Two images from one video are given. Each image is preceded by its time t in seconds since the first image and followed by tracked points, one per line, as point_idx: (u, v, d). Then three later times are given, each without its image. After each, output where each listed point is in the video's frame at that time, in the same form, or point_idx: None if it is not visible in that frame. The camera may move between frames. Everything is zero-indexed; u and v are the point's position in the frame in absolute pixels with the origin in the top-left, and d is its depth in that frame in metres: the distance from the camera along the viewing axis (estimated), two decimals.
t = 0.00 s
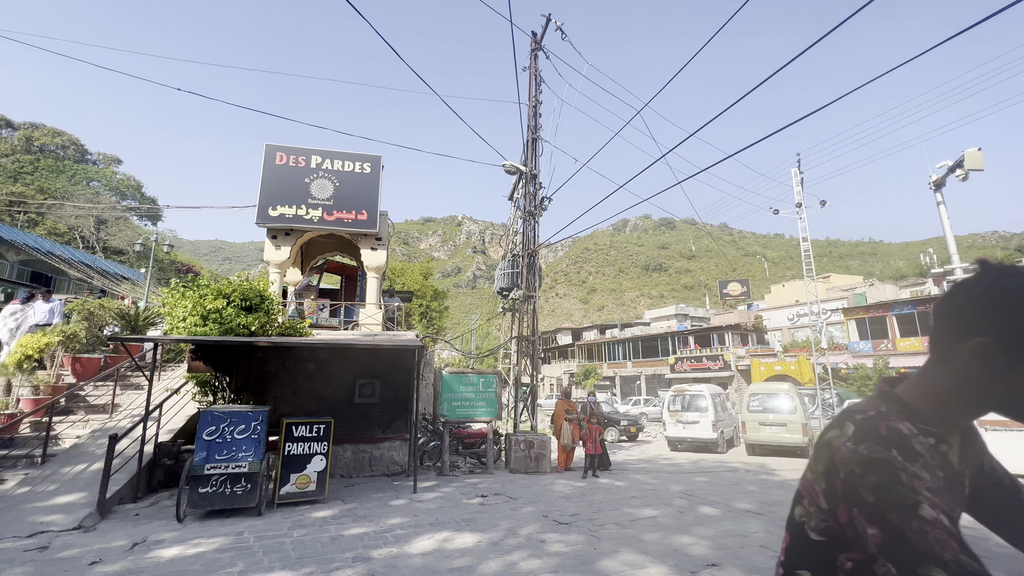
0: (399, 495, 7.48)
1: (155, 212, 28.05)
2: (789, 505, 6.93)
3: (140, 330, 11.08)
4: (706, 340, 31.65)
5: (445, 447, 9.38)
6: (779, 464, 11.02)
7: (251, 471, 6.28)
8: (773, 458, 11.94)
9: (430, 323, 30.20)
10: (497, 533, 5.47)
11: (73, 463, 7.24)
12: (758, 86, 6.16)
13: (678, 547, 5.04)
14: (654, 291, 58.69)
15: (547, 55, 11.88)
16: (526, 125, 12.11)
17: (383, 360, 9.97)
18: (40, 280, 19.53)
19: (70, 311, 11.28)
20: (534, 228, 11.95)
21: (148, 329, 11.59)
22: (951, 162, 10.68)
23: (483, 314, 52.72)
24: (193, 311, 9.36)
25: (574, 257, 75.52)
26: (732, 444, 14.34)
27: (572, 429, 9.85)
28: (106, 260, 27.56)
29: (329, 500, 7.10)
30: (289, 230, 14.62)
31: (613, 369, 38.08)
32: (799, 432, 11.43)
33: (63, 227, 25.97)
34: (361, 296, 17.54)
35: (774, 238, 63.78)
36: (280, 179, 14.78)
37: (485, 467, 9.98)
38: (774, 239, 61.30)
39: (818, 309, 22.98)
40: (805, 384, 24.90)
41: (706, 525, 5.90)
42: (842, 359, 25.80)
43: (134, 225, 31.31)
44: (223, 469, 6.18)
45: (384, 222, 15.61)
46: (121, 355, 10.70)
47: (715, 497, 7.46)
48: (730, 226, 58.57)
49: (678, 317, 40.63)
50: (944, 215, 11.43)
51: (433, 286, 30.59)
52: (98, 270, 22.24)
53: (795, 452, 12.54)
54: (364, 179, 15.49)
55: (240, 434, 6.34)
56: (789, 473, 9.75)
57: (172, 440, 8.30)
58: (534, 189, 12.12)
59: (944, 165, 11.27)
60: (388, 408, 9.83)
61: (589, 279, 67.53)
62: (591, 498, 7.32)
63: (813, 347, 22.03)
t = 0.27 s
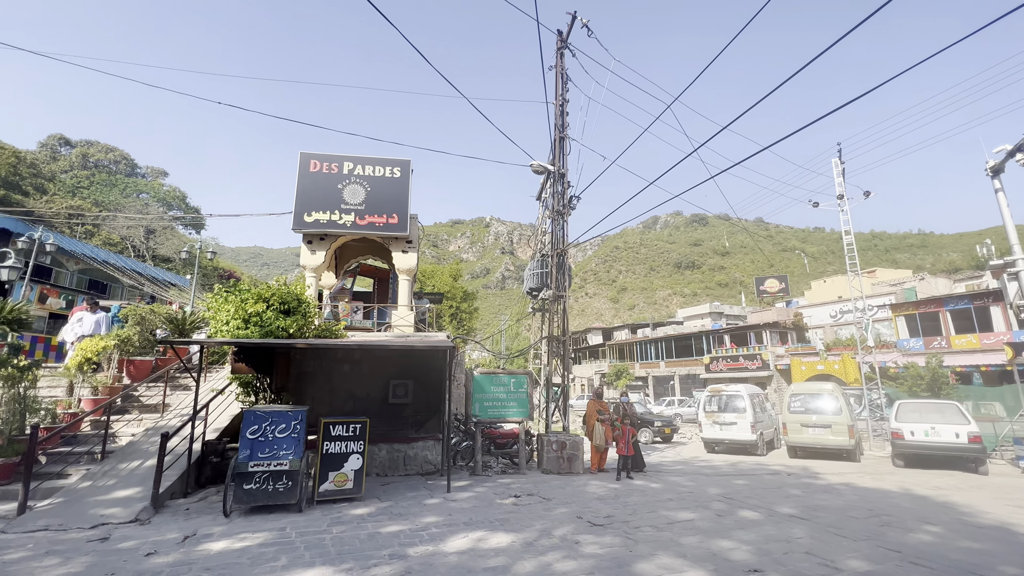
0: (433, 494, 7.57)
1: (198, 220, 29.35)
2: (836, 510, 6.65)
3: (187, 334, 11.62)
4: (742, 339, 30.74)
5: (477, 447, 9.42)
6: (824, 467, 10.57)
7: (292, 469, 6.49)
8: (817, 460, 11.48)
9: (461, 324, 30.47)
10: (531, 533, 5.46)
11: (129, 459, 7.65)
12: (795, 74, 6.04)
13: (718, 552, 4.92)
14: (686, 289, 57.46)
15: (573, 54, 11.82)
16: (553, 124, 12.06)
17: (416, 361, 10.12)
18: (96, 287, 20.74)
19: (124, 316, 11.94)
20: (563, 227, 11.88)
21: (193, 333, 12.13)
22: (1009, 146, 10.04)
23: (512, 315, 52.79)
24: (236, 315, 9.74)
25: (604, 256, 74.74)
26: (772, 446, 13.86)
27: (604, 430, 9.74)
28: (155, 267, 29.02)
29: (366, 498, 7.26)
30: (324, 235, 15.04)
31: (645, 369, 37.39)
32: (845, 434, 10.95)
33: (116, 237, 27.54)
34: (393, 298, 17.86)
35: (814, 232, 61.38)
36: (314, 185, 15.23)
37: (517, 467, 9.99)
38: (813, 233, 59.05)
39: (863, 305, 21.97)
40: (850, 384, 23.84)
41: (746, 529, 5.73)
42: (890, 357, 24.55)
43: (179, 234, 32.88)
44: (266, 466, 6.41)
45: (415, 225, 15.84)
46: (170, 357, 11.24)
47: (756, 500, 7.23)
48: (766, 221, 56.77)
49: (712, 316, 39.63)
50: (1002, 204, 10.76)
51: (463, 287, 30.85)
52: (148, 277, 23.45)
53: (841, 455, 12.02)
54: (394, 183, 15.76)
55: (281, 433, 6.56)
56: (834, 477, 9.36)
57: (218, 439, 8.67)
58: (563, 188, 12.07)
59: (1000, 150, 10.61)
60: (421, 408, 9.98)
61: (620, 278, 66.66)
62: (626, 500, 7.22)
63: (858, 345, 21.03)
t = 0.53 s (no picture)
0: (460, 493, 7.61)
1: (231, 225, 30.34)
2: (876, 514, 6.39)
3: (222, 336, 12.02)
4: (773, 337, 29.93)
5: (503, 446, 9.43)
6: (862, 469, 10.19)
7: (322, 467, 6.63)
8: (855, 462, 11.07)
9: (485, 324, 30.61)
10: (558, 533, 5.44)
11: (170, 456, 7.95)
12: (826, 64, 5.89)
13: (750, 555, 4.79)
14: (714, 287, 56.34)
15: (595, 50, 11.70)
16: (575, 122, 11.97)
17: (441, 361, 10.20)
18: (137, 291, 21.69)
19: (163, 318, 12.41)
20: (586, 226, 11.77)
21: (228, 334, 12.53)
22: None
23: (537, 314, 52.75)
24: (268, 316, 10.02)
25: (628, 254, 73.91)
26: (807, 448, 13.45)
27: (631, 430, 9.62)
28: (192, 272, 30.15)
29: (394, 496, 7.35)
30: (350, 237, 15.33)
31: (672, 368, 36.80)
32: (885, 435, 10.53)
33: (155, 243, 28.74)
34: (418, 298, 18.05)
35: (848, 225, 59.28)
36: (340, 189, 15.53)
37: (543, 467, 9.95)
38: (848, 227, 57.05)
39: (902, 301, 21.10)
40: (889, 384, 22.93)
41: (780, 532, 5.57)
42: (934, 355, 23.46)
43: (214, 239, 34.06)
44: (298, 464, 6.57)
45: (438, 226, 15.97)
46: (206, 358, 11.63)
47: (790, 503, 7.02)
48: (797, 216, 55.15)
49: (742, 313, 38.73)
50: None
51: (486, 287, 30.97)
52: (185, 281, 24.37)
53: (881, 457, 11.56)
54: (418, 185, 15.92)
55: (312, 432, 6.70)
56: (874, 480, 9.01)
57: (253, 437, 8.93)
58: (586, 186, 11.97)
59: None
60: (446, 407, 10.05)
61: (645, 276, 65.77)
62: (654, 501, 7.12)
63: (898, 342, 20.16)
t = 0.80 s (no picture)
0: (483, 491, 7.64)
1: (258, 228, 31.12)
2: (914, 518, 6.15)
3: (251, 336, 12.34)
4: (803, 335, 29.12)
5: (525, 445, 9.42)
6: (899, 471, 9.82)
7: (349, 463, 6.74)
8: (891, 464, 10.68)
9: (506, 323, 30.66)
10: (582, 532, 5.41)
11: (204, 452, 8.20)
12: (850, 57, 5.68)
13: (781, 558, 4.67)
14: (740, 283, 55.20)
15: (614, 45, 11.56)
16: (595, 118, 11.85)
17: (463, 360, 10.24)
18: (171, 293, 22.45)
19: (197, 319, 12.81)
20: (607, 223, 11.66)
21: (257, 334, 12.86)
22: None
23: (558, 313, 52.59)
24: (295, 317, 10.24)
25: (651, 251, 72.95)
26: (839, 449, 13.05)
27: (656, 430, 9.48)
28: (222, 274, 31.07)
29: (418, 493, 7.42)
30: (373, 238, 15.53)
31: (697, 367, 36.16)
32: (924, 436, 10.13)
33: (188, 247, 29.71)
34: (440, 298, 18.17)
35: (882, 218, 57.20)
36: (363, 191, 15.76)
37: (566, 466, 9.90)
38: (881, 220, 55.11)
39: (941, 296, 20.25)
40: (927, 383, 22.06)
41: (812, 535, 5.42)
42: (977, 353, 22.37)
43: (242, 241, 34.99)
44: (325, 460, 6.69)
45: (460, 226, 16.04)
46: (237, 357, 11.97)
47: (822, 505, 6.82)
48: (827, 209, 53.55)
49: (769, 310, 37.82)
50: None
51: (508, 286, 31.01)
52: (217, 283, 25.13)
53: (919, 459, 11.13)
54: (439, 185, 16.03)
55: (339, 429, 6.82)
56: (911, 482, 8.67)
57: (282, 434, 9.14)
58: (607, 183, 11.84)
59: None
60: (469, 406, 10.09)
61: (668, 273, 64.83)
62: (680, 501, 7.01)
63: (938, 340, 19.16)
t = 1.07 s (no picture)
0: (507, 489, 7.65)
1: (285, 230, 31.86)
2: (956, 523, 5.89)
3: (280, 335, 12.64)
4: (835, 332, 28.26)
5: (549, 443, 9.38)
6: (939, 474, 9.43)
7: (375, 460, 6.84)
8: (931, 466, 10.27)
9: (528, 321, 30.63)
10: (607, 531, 5.36)
11: (236, 448, 8.44)
12: (888, 39, 5.50)
13: (813, 562, 4.54)
14: (767, 280, 53.91)
15: (636, 39, 11.40)
16: (617, 114, 11.71)
17: (486, 358, 10.27)
18: (204, 294, 23.19)
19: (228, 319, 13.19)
20: (630, 219, 11.50)
21: (285, 333, 13.15)
22: None
23: (581, 311, 52.27)
24: (321, 316, 10.43)
25: (675, 247, 71.82)
26: (875, 450, 12.61)
27: (681, 429, 9.33)
28: (251, 275, 31.91)
29: (443, 490, 7.48)
30: (396, 238, 15.72)
31: (724, 365, 35.45)
32: (966, 437, 9.70)
33: (219, 249, 30.65)
34: (462, 296, 18.26)
35: (919, 210, 54.97)
36: (385, 192, 15.96)
37: (590, 465, 9.83)
38: (918, 212, 53.05)
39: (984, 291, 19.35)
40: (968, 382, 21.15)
41: (846, 539, 5.24)
42: None
43: (270, 243, 35.87)
44: (352, 457, 6.80)
45: (481, 225, 16.09)
46: (267, 355, 12.27)
47: (857, 508, 6.59)
48: (859, 202, 51.83)
49: (799, 307, 36.85)
50: None
51: (529, 284, 30.97)
52: (246, 284, 25.82)
53: (962, 462, 10.67)
54: (460, 184, 16.10)
55: (365, 426, 6.93)
56: (953, 485, 8.32)
57: (310, 431, 9.34)
58: (630, 179, 11.70)
59: None
60: (492, 404, 10.11)
61: (692, 270, 63.73)
62: (707, 501, 6.88)
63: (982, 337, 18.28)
